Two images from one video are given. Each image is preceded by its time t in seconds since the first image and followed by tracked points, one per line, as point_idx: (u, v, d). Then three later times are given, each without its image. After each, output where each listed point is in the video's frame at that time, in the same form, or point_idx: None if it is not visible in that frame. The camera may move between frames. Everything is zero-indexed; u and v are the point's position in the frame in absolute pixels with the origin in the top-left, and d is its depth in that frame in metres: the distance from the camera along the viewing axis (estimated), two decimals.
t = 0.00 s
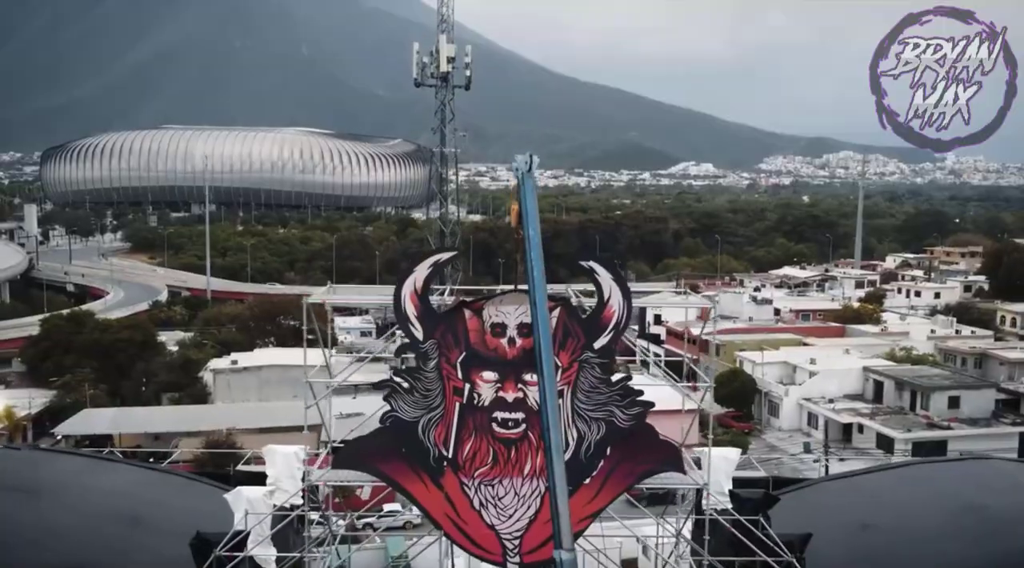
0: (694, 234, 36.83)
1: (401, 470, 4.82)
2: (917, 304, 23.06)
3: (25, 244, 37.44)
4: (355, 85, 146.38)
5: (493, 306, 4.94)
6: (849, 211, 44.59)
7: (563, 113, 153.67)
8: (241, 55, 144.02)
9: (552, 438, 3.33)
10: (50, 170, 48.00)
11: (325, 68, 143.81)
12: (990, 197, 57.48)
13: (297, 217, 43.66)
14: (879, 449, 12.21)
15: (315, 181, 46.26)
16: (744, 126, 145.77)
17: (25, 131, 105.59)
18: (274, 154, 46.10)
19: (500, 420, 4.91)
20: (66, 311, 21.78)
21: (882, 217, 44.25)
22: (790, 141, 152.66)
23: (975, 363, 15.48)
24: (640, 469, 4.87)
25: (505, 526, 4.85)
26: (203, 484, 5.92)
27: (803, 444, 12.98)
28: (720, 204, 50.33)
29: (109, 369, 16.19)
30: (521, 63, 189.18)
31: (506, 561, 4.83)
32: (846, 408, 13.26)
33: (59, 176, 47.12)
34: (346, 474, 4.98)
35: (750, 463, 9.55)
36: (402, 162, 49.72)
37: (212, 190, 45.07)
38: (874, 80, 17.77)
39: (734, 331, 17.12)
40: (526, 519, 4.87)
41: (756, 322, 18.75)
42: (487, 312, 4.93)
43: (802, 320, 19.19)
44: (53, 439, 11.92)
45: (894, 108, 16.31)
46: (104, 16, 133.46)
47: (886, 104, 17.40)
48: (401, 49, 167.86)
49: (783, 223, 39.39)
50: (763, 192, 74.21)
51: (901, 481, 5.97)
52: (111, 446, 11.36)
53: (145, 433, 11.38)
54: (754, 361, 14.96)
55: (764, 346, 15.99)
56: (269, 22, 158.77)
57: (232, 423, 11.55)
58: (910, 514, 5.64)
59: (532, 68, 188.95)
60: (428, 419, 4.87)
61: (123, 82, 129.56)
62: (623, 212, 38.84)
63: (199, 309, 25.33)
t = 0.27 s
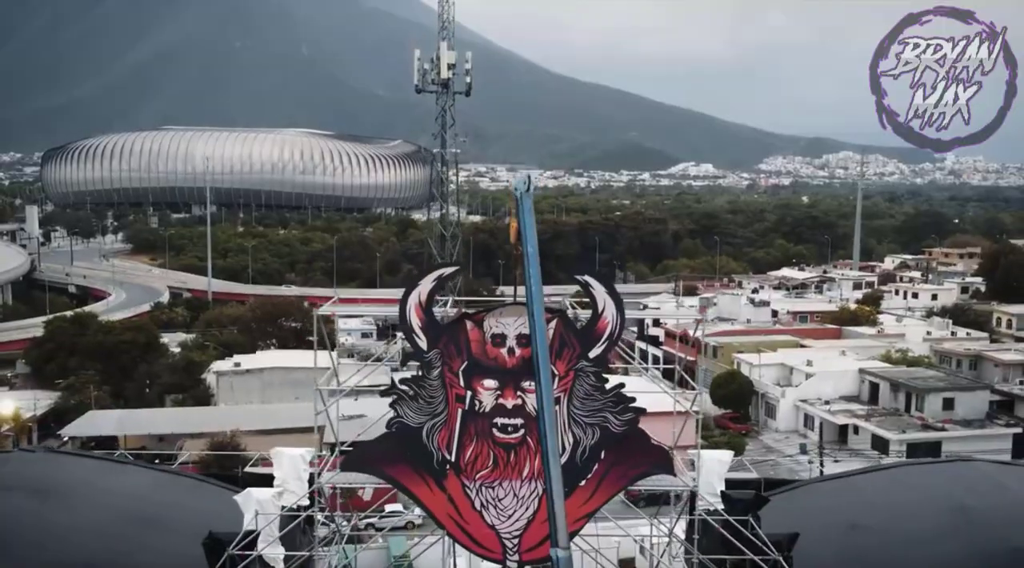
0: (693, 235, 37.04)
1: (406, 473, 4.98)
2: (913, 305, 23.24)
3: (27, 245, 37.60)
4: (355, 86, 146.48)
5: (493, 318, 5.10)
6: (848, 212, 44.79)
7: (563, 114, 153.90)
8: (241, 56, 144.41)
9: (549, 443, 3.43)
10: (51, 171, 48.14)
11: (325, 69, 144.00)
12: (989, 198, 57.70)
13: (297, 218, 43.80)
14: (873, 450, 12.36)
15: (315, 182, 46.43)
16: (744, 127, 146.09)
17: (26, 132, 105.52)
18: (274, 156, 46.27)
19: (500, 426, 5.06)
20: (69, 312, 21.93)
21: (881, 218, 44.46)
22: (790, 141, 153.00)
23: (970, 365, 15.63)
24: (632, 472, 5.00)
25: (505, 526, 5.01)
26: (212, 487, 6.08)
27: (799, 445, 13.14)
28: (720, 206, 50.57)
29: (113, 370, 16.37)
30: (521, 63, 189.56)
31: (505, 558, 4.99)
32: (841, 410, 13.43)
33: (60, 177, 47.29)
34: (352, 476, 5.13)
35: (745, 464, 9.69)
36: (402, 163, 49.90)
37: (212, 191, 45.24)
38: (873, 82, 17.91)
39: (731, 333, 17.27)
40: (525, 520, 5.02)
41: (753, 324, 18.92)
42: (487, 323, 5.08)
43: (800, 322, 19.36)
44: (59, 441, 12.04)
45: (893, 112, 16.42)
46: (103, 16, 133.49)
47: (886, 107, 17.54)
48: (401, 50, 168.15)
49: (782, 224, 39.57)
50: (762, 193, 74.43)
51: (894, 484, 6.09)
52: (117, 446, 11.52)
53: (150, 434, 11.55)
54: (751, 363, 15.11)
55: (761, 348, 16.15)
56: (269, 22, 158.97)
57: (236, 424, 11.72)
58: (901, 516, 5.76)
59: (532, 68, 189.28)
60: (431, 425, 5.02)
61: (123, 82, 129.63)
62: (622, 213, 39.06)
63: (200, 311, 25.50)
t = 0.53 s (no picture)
0: (692, 234, 37.34)
1: (412, 471, 5.11)
2: (909, 305, 23.50)
3: (29, 244, 37.81)
4: (354, 84, 146.59)
5: (494, 327, 5.23)
6: (846, 211, 45.08)
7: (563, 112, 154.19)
8: (241, 55, 144.68)
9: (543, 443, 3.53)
10: (52, 170, 48.33)
11: (325, 68, 144.17)
12: (988, 196, 58.03)
13: (298, 217, 43.97)
14: (866, 448, 12.61)
15: (315, 181, 46.66)
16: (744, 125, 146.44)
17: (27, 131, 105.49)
18: (275, 155, 46.49)
19: (500, 428, 5.18)
20: (73, 312, 22.12)
21: (880, 217, 44.74)
22: (790, 140, 153.47)
23: (963, 365, 15.88)
24: (622, 471, 5.06)
25: (505, 520, 5.12)
26: (227, 484, 6.08)
27: (793, 443, 13.40)
28: (720, 204, 50.86)
29: (118, 370, 16.60)
30: (520, 61, 189.84)
31: (504, 551, 5.09)
32: (835, 409, 13.67)
33: (61, 177, 47.46)
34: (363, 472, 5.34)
35: (739, 462, 9.91)
36: (402, 162, 50.12)
37: (213, 191, 45.44)
38: (872, 85, 18.18)
39: (728, 333, 17.50)
40: (523, 516, 5.12)
41: (750, 324, 19.17)
42: (488, 332, 5.22)
43: (795, 322, 19.61)
44: (68, 441, 12.24)
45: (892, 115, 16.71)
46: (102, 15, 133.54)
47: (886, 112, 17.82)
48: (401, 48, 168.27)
49: (781, 224, 39.83)
50: (761, 192, 74.72)
51: (874, 480, 6.22)
52: (125, 445, 11.77)
53: (157, 433, 11.78)
54: (746, 363, 15.36)
55: (757, 348, 16.39)
56: (269, 21, 159.14)
57: (242, 423, 11.95)
58: (877, 513, 5.90)
59: (531, 67, 189.63)
60: (436, 427, 5.15)
61: (123, 81, 129.63)
62: (622, 212, 39.38)
63: (203, 311, 25.72)
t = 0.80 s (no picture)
0: (691, 230, 37.56)
1: (418, 466, 5.31)
2: (906, 301, 23.69)
3: (31, 241, 38.00)
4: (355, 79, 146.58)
5: (495, 329, 5.38)
6: (846, 206, 45.24)
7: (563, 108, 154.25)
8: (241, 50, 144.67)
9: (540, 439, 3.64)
10: (52, 166, 48.46)
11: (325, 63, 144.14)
12: (988, 192, 58.20)
13: (298, 214, 44.14)
14: (861, 443, 12.82)
15: (315, 177, 46.84)
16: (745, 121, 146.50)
17: (27, 126, 105.55)
18: (275, 152, 46.63)
19: (501, 425, 5.36)
20: (76, 308, 22.31)
21: (879, 213, 44.92)
22: (790, 136, 153.63)
23: (958, 361, 16.06)
24: (615, 466, 5.24)
25: (505, 512, 5.30)
26: (233, 480, 6.15)
27: (789, 438, 13.59)
28: (719, 200, 51.00)
29: (123, 366, 16.81)
30: (521, 57, 189.81)
31: (504, 541, 5.29)
32: (830, 405, 13.86)
33: (62, 172, 47.56)
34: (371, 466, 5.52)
35: (734, 457, 10.10)
36: (402, 158, 50.26)
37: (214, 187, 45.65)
38: (871, 84, 18.33)
39: (726, 330, 17.69)
40: (522, 509, 5.29)
41: (748, 321, 19.38)
42: (489, 334, 5.37)
43: (792, 319, 19.81)
44: (76, 436, 12.43)
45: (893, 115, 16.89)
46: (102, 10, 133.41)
47: (886, 111, 17.99)
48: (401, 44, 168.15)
49: (779, 220, 40.01)
50: (760, 188, 74.88)
51: (860, 475, 5.81)
52: (131, 441, 11.97)
53: (162, 429, 11.97)
54: (743, 359, 15.57)
55: (754, 344, 16.59)
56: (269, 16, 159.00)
57: (246, 419, 12.14)
58: (864, 506, 5.45)
59: (530, 62, 189.59)
60: (440, 424, 5.32)
61: (123, 77, 129.62)
62: (621, 208, 39.56)
63: (205, 307, 25.92)
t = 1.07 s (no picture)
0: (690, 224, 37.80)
1: (424, 459, 5.25)
2: (902, 295, 23.91)
3: (33, 235, 38.23)
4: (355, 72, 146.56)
5: (496, 330, 5.32)
6: (845, 199, 45.45)
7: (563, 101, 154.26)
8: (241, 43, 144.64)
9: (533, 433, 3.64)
10: (53, 159, 48.55)
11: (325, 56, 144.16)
12: (988, 185, 58.36)
13: (299, 207, 44.32)
14: (854, 436, 13.07)
15: (315, 171, 47.00)
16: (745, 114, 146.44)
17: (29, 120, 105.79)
18: (276, 145, 46.77)
19: (501, 420, 5.29)
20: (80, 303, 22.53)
21: (878, 206, 45.12)
22: (790, 129, 153.70)
23: (951, 355, 16.29)
24: (608, 459, 5.21)
25: (506, 501, 5.23)
26: (246, 471, 6.13)
27: (784, 431, 13.85)
28: (719, 193, 51.18)
29: (128, 360, 17.06)
30: (520, 50, 189.64)
31: (505, 529, 5.20)
32: (825, 398, 14.11)
33: (63, 166, 47.71)
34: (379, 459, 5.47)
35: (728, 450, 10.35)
36: (402, 151, 50.41)
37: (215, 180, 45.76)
38: (870, 83, 18.50)
39: (723, 324, 17.90)
40: (521, 499, 5.22)
41: (744, 315, 19.64)
42: (491, 334, 5.30)
43: (789, 314, 20.05)
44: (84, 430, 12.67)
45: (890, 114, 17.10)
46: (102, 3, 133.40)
47: (884, 110, 18.19)
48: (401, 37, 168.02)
49: (779, 214, 40.21)
50: (760, 181, 75.05)
51: (844, 471, 5.85)
52: (139, 434, 12.24)
53: (169, 422, 12.24)
54: (739, 353, 15.80)
55: (751, 339, 16.84)
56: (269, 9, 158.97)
57: (252, 413, 12.40)
58: (848, 499, 5.49)
59: (530, 55, 189.45)
60: (445, 419, 5.26)
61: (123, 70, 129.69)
62: (620, 201, 39.77)
63: (207, 301, 26.16)
